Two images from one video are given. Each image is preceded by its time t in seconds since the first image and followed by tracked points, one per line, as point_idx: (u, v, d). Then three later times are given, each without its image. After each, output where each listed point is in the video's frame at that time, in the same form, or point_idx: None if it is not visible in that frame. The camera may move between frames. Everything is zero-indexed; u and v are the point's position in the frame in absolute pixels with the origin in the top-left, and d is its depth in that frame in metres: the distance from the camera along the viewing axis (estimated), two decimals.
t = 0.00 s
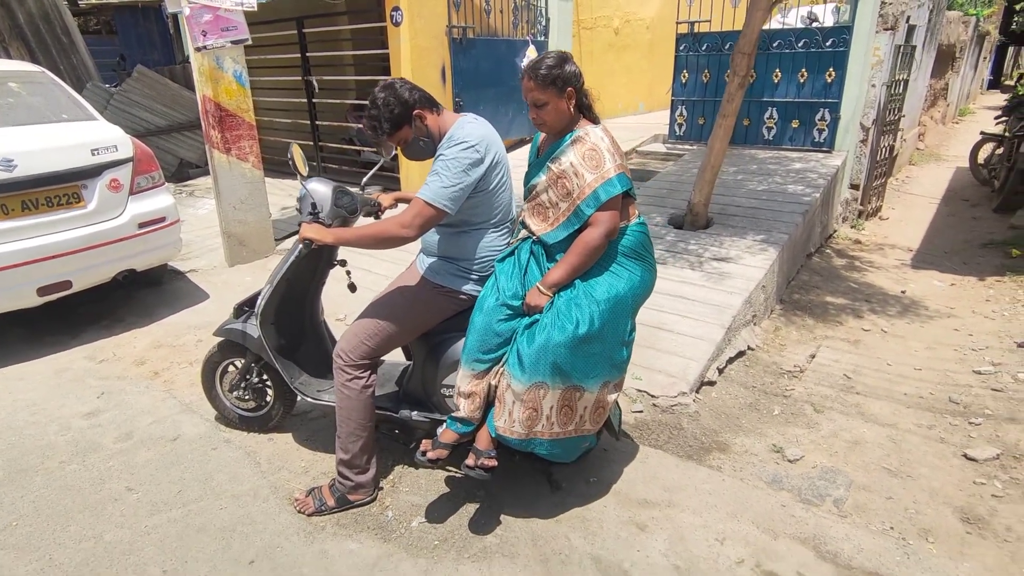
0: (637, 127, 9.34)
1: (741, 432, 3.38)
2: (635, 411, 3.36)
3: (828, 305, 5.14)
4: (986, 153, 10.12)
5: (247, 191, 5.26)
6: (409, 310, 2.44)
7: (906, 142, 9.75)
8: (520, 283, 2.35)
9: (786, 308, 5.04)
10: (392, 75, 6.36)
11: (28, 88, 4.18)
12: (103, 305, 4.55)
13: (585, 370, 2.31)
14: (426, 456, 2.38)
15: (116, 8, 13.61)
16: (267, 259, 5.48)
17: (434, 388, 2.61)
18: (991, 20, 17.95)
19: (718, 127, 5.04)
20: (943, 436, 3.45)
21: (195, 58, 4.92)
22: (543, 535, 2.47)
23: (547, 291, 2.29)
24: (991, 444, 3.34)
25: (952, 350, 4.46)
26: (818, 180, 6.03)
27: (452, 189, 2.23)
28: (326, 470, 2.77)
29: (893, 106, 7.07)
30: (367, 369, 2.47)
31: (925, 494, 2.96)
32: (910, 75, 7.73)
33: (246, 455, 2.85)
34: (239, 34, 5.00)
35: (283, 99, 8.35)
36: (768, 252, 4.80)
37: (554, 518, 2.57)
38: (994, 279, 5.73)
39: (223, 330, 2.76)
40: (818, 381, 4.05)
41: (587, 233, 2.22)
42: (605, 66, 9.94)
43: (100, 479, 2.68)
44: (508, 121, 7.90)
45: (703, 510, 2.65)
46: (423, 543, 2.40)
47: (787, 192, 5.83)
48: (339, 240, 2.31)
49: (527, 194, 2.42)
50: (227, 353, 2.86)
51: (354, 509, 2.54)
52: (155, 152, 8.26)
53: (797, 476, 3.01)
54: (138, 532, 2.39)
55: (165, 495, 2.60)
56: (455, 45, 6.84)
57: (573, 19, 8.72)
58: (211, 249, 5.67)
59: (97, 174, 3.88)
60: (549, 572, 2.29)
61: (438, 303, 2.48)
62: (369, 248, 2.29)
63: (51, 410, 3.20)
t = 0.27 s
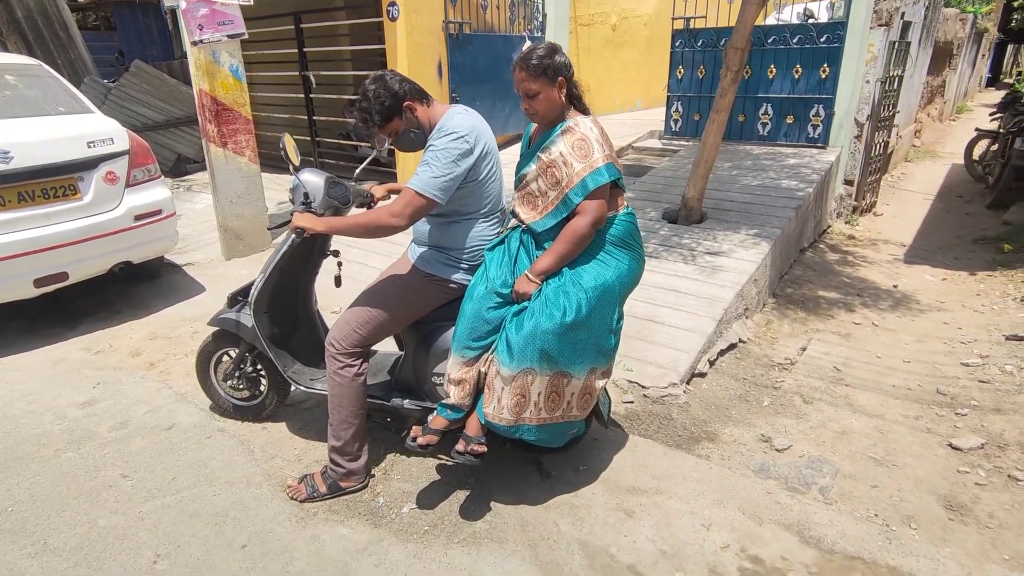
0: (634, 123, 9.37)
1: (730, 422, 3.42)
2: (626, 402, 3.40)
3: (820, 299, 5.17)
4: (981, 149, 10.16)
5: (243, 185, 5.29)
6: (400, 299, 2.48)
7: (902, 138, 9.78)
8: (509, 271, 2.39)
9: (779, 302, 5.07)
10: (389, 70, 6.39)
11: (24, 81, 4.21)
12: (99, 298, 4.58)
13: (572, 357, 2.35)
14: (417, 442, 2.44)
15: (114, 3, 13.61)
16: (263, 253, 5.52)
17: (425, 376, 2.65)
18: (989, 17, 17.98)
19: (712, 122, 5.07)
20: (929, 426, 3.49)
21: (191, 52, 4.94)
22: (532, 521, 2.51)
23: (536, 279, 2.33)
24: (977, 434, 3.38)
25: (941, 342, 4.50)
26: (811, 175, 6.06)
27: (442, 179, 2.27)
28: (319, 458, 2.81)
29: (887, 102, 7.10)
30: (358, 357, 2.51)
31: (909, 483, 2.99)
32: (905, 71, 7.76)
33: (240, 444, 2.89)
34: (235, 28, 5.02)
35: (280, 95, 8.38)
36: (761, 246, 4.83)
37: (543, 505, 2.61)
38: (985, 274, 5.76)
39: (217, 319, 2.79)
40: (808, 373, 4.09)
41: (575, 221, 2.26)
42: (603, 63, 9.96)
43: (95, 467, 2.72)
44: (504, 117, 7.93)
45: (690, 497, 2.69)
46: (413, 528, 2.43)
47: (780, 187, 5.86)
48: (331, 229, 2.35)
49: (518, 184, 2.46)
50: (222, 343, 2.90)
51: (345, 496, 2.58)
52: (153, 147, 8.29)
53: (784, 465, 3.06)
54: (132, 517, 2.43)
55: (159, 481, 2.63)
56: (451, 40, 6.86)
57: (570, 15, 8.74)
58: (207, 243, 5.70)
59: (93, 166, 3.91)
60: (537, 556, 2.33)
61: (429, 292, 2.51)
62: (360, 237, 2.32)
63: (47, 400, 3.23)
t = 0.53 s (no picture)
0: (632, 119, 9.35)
1: (729, 420, 3.42)
2: (624, 400, 3.40)
3: (819, 296, 5.17)
4: (979, 146, 10.16)
5: (240, 181, 5.26)
6: (398, 297, 2.47)
7: (900, 135, 9.77)
8: (508, 269, 2.38)
9: (777, 299, 5.07)
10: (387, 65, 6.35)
11: (19, 77, 4.18)
12: (95, 295, 4.56)
13: (572, 354, 2.33)
14: (415, 439, 2.42)
15: None
16: (260, 250, 5.50)
17: (424, 374, 2.64)
18: (988, 14, 17.96)
19: (710, 119, 5.06)
20: (927, 424, 3.49)
21: (187, 48, 4.91)
22: (531, 520, 2.51)
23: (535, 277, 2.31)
24: (975, 432, 3.38)
25: (939, 340, 4.50)
26: (810, 172, 6.06)
27: (440, 177, 2.25)
28: (317, 457, 2.80)
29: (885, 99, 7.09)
30: (356, 355, 2.50)
31: (907, 481, 2.99)
32: (903, 68, 7.75)
33: (238, 443, 2.88)
34: (231, 24, 5.00)
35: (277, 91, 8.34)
36: (759, 244, 4.82)
37: (542, 504, 2.61)
38: (983, 271, 5.77)
39: (214, 317, 2.77)
40: (807, 370, 4.09)
41: (575, 219, 2.25)
42: (601, 59, 9.94)
43: (92, 466, 2.70)
44: (502, 113, 7.91)
45: (689, 496, 2.69)
46: (412, 528, 2.43)
47: (779, 184, 5.86)
48: (329, 227, 2.33)
49: (517, 181, 2.45)
50: (219, 342, 2.88)
51: (344, 495, 2.57)
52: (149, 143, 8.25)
53: (782, 464, 3.06)
54: (130, 517, 2.42)
55: (157, 481, 2.62)
56: (449, 36, 6.82)
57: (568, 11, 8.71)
58: (204, 240, 5.68)
59: (89, 163, 3.89)
60: (536, 556, 2.33)
61: (428, 290, 2.50)
62: (359, 236, 2.31)
63: (43, 398, 3.22)
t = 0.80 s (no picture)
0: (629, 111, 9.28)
1: (735, 416, 3.37)
2: (629, 396, 3.33)
3: (821, 289, 5.13)
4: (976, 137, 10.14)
5: (233, 174, 5.16)
6: (401, 292, 2.39)
7: (897, 126, 9.74)
8: (515, 263, 2.31)
9: (779, 293, 5.02)
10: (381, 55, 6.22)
11: (5, 67, 4.06)
12: (86, 291, 4.46)
13: (580, 351, 2.27)
14: (420, 439, 2.35)
15: None
16: (255, 244, 5.40)
17: (427, 371, 2.56)
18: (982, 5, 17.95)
19: (711, 110, 4.99)
20: (935, 419, 3.45)
21: (178, 38, 4.80)
22: (539, 521, 2.45)
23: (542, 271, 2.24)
24: (983, 427, 3.35)
25: (944, 333, 4.47)
26: (811, 164, 6.01)
27: (444, 169, 2.17)
28: (318, 457, 2.73)
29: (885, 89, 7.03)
30: (358, 353, 2.42)
31: (918, 477, 2.96)
32: (903, 58, 7.70)
33: (236, 443, 2.80)
34: (223, 13, 4.89)
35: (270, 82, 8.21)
36: (761, 236, 4.76)
37: (549, 504, 2.55)
38: (984, 263, 5.74)
39: (211, 313, 2.69)
40: (811, 364, 4.05)
41: (583, 212, 2.18)
42: (598, 49, 9.86)
43: (85, 468, 2.62)
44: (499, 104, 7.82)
45: (699, 495, 2.64)
46: (417, 530, 2.36)
47: (780, 176, 5.80)
48: (329, 220, 2.25)
49: (523, 173, 2.37)
50: (215, 339, 2.80)
51: (346, 496, 2.50)
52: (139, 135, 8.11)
53: (791, 460, 3.01)
54: (126, 522, 2.34)
55: (153, 483, 2.54)
56: (445, 26, 6.70)
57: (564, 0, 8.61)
58: (197, 234, 5.58)
59: (78, 156, 3.78)
60: (545, 558, 2.27)
61: (430, 285, 2.42)
62: (360, 230, 2.23)
63: (34, 398, 3.13)
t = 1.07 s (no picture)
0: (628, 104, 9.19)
1: (748, 416, 3.30)
2: (640, 396, 3.24)
3: (828, 285, 5.06)
4: (975, 130, 10.11)
5: (229, 168, 5.05)
6: (410, 291, 2.29)
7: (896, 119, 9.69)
8: (531, 261, 2.22)
9: (786, 288, 4.95)
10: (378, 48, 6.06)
11: None
12: (79, 289, 4.34)
13: (598, 351, 2.18)
14: (432, 443, 2.26)
15: None
16: (251, 240, 5.28)
17: (436, 372, 2.46)
18: None
19: (717, 103, 4.91)
20: (951, 417, 3.39)
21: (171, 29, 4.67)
22: (555, 528, 2.36)
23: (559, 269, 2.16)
24: (1001, 425, 3.29)
25: (954, 329, 4.41)
26: (815, 157, 5.94)
27: (456, 162, 2.07)
28: (323, 462, 2.64)
29: (888, 82, 6.97)
30: (366, 354, 2.32)
31: (937, 478, 2.90)
32: (904, 51, 7.64)
33: (238, 447, 2.70)
34: (218, 4, 4.75)
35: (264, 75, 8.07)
36: (768, 231, 4.69)
37: (564, 509, 2.47)
38: (990, 257, 5.69)
39: (211, 314, 2.59)
40: (822, 361, 3.98)
41: (602, 208, 2.09)
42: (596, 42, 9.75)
43: (82, 475, 2.52)
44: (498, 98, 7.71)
45: (717, 499, 2.56)
46: (429, 538, 2.28)
47: (784, 170, 5.73)
48: (336, 216, 2.14)
49: (538, 167, 2.29)
50: (216, 339, 2.70)
51: (354, 503, 2.41)
52: (131, 129, 7.96)
53: (808, 461, 2.94)
54: (125, 532, 2.24)
55: (153, 491, 2.45)
56: (444, 17, 6.58)
57: None
58: (192, 230, 5.46)
59: (69, 151, 3.66)
60: (563, 567, 2.19)
61: (440, 284, 2.32)
62: (368, 225, 2.13)
63: (26, 401, 3.02)
